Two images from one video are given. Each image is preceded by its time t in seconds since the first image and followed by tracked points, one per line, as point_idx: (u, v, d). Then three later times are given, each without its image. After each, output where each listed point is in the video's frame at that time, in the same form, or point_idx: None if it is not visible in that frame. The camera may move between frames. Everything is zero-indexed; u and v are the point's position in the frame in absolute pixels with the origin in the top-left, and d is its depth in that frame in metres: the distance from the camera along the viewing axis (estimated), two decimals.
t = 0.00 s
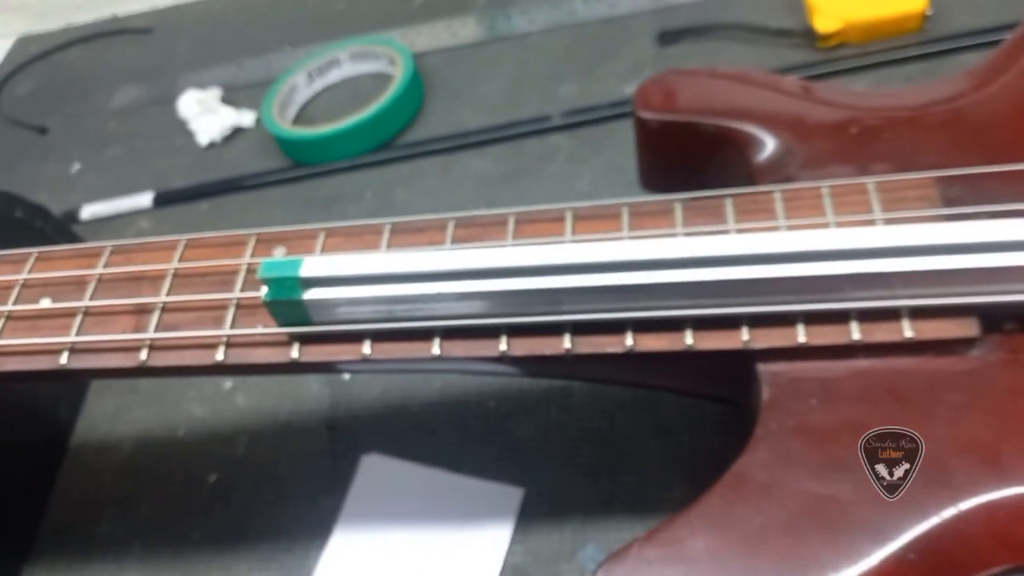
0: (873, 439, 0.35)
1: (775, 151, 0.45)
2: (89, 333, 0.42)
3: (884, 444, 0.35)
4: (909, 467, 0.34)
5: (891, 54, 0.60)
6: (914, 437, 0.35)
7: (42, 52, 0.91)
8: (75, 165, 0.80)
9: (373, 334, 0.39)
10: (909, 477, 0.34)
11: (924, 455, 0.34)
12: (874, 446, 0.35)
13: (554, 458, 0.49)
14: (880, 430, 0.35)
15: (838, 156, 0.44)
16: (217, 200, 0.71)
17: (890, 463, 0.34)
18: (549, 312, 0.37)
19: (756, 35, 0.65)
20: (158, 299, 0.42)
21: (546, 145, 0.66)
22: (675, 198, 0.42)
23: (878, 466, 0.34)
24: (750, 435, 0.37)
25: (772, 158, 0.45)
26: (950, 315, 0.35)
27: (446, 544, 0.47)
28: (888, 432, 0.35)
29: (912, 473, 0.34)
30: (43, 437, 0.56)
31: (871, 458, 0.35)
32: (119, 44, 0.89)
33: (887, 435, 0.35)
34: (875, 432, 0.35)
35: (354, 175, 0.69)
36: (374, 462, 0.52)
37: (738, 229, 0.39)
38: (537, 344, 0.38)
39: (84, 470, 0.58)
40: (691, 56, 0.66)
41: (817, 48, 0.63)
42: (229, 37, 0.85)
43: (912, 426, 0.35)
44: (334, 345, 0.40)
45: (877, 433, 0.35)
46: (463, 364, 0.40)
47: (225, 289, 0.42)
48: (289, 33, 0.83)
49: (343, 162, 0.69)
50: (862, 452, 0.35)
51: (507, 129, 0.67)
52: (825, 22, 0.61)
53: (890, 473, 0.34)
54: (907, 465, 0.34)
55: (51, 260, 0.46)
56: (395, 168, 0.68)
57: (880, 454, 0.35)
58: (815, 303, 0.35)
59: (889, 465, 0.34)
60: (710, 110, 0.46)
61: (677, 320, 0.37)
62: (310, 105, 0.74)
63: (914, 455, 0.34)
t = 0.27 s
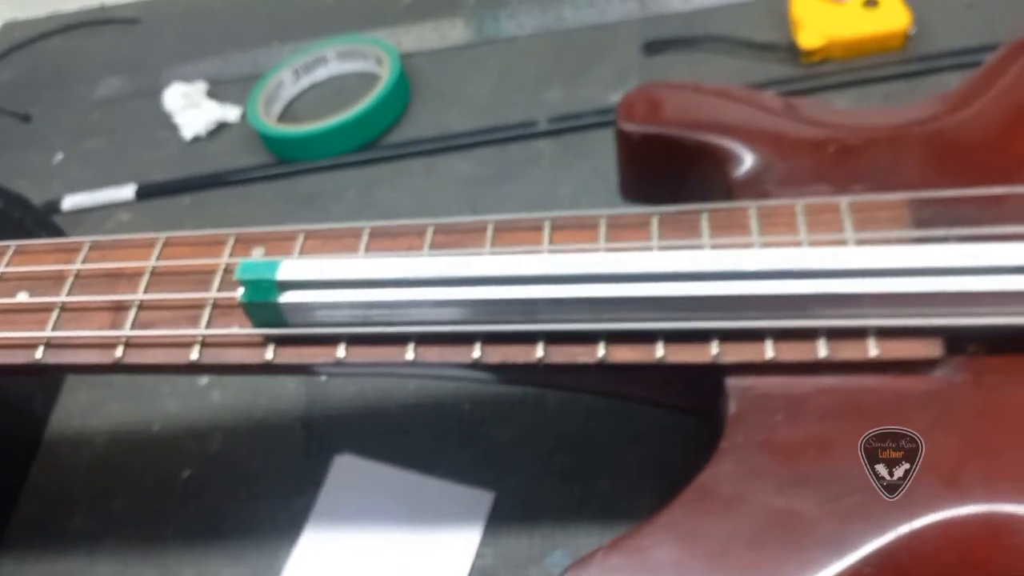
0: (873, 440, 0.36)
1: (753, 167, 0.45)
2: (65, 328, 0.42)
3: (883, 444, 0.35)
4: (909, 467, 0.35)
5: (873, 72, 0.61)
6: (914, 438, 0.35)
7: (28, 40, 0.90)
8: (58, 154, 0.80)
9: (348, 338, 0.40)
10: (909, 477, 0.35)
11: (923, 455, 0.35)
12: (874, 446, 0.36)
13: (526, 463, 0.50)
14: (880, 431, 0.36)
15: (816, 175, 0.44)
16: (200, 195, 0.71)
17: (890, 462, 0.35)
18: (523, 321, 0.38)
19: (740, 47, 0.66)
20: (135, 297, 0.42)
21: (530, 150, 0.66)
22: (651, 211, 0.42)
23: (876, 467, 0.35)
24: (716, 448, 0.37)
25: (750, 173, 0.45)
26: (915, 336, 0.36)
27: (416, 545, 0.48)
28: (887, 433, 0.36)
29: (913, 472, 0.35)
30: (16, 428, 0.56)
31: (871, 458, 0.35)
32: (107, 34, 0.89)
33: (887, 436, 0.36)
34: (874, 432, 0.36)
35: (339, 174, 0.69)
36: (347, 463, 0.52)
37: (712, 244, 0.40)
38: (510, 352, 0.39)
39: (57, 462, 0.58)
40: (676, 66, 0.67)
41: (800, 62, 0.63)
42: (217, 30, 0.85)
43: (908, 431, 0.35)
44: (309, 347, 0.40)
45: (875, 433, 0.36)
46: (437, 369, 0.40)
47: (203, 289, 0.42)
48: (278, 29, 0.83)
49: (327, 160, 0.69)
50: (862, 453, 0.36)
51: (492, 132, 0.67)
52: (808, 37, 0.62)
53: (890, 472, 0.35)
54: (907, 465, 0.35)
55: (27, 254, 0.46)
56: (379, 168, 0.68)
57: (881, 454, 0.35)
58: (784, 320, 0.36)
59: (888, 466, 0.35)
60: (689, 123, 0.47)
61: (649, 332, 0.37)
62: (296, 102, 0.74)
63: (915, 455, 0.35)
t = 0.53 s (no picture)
0: (873, 440, 0.37)
1: (715, 170, 0.47)
2: (51, 304, 0.44)
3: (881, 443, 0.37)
4: (907, 467, 0.36)
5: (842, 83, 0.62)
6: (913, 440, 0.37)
7: (27, 26, 0.93)
8: (52, 138, 0.81)
9: (320, 320, 0.42)
10: (909, 477, 0.36)
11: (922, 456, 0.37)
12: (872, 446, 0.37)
13: (489, 449, 0.52)
14: (881, 431, 0.37)
15: (773, 180, 0.47)
16: (190, 182, 0.73)
17: (890, 462, 0.37)
18: (486, 310, 0.40)
19: (718, 56, 0.68)
20: (119, 276, 0.44)
21: (512, 148, 0.68)
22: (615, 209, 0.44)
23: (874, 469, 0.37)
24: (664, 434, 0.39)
25: (711, 176, 0.47)
26: (854, 334, 0.38)
27: (382, 522, 0.50)
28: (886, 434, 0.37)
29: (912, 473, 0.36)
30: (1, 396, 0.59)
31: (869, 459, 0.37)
32: (106, 23, 0.91)
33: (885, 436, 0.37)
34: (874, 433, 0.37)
35: (325, 166, 0.71)
36: (320, 444, 0.54)
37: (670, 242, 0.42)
38: (473, 338, 0.41)
39: (42, 435, 0.60)
40: (655, 72, 0.69)
41: (773, 72, 0.65)
42: (213, 22, 0.87)
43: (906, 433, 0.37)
44: (283, 328, 0.42)
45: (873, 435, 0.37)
46: (404, 353, 0.42)
47: (185, 270, 0.44)
48: (272, 22, 0.85)
49: (314, 152, 0.71)
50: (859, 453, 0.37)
51: (475, 130, 0.69)
52: (782, 46, 0.63)
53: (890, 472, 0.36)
54: (907, 465, 0.36)
55: (20, 230, 0.48)
56: (364, 161, 0.70)
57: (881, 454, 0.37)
58: (732, 316, 0.38)
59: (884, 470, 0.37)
60: (655, 126, 0.49)
61: (604, 323, 0.40)
62: (287, 94, 0.76)
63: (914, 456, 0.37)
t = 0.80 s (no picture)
0: (873, 440, 0.39)
1: (685, 176, 0.50)
2: (49, 284, 0.46)
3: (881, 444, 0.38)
4: (907, 467, 0.38)
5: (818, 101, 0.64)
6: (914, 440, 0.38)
7: (33, 25, 0.95)
8: (54, 134, 0.84)
9: (305, 307, 0.44)
10: (909, 477, 0.38)
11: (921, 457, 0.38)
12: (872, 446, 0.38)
13: (464, 439, 0.54)
14: (881, 432, 0.39)
15: (738, 187, 0.49)
16: (187, 179, 0.75)
17: (890, 462, 0.38)
18: (462, 300, 0.42)
19: (700, 72, 0.70)
20: (115, 260, 0.46)
21: (499, 156, 0.71)
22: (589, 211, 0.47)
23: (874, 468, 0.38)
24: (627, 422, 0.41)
25: (682, 182, 0.50)
26: (809, 331, 0.40)
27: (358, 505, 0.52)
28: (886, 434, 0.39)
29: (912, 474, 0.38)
30: None
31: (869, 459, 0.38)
32: (111, 25, 0.94)
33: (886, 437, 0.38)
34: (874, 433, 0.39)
35: (319, 168, 0.73)
36: (304, 430, 0.56)
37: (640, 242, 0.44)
38: (448, 327, 0.43)
39: (35, 417, 0.62)
40: (639, 86, 0.72)
41: (751, 89, 0.67)
42: (215, 26, 0.90)
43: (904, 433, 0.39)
44: (269, 313, 0.44)
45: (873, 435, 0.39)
46: (384, 340, 0.45)
47: (178, 256, 0.46)
48: (272, 28, 0.87)
49: (309, 154, 0.73)
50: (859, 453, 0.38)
51: (464, 137, 0.72)
52: (758, 66, 0.66)
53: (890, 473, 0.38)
54: (907, 465, 0.38)
55: (22, 215, 0.50)
56: (356, 164, 0.73)
57: (880, 454, 0.38)
58: (695, 311, 0.40)
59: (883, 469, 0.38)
60: (631, 134, 0.52)
61: (574, 316, 0.42)
62: (285, 98, 0.79)
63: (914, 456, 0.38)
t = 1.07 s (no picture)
0: (873, 440, 0.41)
1: (678, 178, 0.54)
2: (94, 267, 0.50)
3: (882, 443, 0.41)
4: (906, 466, 0.40)
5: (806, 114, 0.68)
6: (912, 438, 0.41)
7: (61, 36, 1.00)
8: (81, 138, 0.88)
9: (330, 289, 0.48)
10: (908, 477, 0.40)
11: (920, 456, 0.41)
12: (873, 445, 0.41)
13: (469, 420, 0.58)
14: (881, 433, 0.41)
15: (726, 187, 0.53)
16: (208, 181, 0.79)
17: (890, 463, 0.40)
18: (474, 284, 0.46)
19: (695, 87, 0.74)
20: (155, 245, 0.50)
21: (506, 162, 0.75)
22: (590, 207, 0.51)
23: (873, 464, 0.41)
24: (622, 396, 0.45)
25: (676, 183, 0.54)
26: (789, 314, 0.44)
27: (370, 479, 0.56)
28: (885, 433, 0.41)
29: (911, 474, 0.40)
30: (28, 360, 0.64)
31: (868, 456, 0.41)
32: (137, 37, 0.99)
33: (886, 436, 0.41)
34: (875, 433, 0.42)
35: (335, 172, 0.78)
36: (321, 411, 0.60)
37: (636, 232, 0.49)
38: (461, 309, 0.46)
39: (65, 398, 0.66)
40: (638, 99, 0.76)
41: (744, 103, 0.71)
42: (236, 40, 0.95)
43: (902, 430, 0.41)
44: (297, 295, 0.48)
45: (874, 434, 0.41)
46: (402, 322, 0.49)
47: (212, 243, 0.50)
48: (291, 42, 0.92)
49: (325, 159, 0.78)
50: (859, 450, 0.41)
51: (472, 145, 0.76)
52: (751, 82, 0.70)
53: (889, 473, 0.40)
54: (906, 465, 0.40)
55: (64, 206, 0.54)
56: (371, 168, 0.77)
57: (880, 453, 0.41)
58: (685, 295, 0.45)
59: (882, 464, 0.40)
60: (628, 140, 0.56)
61: (576, 299, 0.46)
62: (302, 107, 0.84)
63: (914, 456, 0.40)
